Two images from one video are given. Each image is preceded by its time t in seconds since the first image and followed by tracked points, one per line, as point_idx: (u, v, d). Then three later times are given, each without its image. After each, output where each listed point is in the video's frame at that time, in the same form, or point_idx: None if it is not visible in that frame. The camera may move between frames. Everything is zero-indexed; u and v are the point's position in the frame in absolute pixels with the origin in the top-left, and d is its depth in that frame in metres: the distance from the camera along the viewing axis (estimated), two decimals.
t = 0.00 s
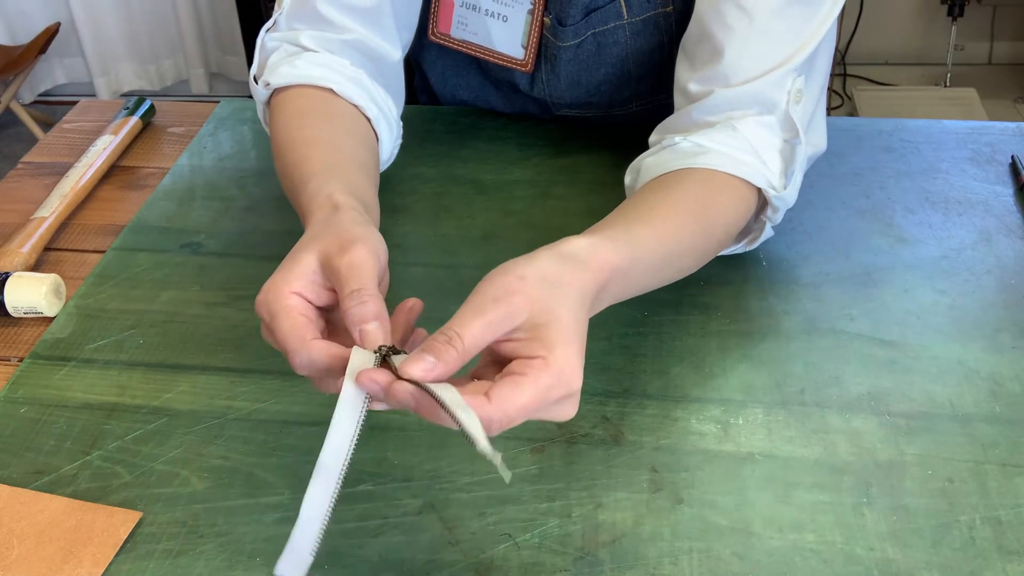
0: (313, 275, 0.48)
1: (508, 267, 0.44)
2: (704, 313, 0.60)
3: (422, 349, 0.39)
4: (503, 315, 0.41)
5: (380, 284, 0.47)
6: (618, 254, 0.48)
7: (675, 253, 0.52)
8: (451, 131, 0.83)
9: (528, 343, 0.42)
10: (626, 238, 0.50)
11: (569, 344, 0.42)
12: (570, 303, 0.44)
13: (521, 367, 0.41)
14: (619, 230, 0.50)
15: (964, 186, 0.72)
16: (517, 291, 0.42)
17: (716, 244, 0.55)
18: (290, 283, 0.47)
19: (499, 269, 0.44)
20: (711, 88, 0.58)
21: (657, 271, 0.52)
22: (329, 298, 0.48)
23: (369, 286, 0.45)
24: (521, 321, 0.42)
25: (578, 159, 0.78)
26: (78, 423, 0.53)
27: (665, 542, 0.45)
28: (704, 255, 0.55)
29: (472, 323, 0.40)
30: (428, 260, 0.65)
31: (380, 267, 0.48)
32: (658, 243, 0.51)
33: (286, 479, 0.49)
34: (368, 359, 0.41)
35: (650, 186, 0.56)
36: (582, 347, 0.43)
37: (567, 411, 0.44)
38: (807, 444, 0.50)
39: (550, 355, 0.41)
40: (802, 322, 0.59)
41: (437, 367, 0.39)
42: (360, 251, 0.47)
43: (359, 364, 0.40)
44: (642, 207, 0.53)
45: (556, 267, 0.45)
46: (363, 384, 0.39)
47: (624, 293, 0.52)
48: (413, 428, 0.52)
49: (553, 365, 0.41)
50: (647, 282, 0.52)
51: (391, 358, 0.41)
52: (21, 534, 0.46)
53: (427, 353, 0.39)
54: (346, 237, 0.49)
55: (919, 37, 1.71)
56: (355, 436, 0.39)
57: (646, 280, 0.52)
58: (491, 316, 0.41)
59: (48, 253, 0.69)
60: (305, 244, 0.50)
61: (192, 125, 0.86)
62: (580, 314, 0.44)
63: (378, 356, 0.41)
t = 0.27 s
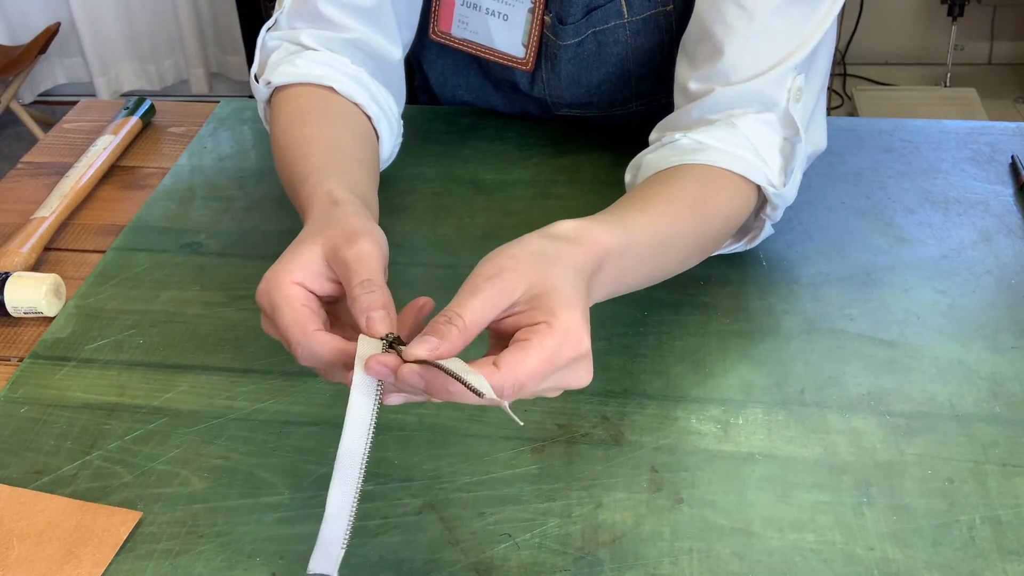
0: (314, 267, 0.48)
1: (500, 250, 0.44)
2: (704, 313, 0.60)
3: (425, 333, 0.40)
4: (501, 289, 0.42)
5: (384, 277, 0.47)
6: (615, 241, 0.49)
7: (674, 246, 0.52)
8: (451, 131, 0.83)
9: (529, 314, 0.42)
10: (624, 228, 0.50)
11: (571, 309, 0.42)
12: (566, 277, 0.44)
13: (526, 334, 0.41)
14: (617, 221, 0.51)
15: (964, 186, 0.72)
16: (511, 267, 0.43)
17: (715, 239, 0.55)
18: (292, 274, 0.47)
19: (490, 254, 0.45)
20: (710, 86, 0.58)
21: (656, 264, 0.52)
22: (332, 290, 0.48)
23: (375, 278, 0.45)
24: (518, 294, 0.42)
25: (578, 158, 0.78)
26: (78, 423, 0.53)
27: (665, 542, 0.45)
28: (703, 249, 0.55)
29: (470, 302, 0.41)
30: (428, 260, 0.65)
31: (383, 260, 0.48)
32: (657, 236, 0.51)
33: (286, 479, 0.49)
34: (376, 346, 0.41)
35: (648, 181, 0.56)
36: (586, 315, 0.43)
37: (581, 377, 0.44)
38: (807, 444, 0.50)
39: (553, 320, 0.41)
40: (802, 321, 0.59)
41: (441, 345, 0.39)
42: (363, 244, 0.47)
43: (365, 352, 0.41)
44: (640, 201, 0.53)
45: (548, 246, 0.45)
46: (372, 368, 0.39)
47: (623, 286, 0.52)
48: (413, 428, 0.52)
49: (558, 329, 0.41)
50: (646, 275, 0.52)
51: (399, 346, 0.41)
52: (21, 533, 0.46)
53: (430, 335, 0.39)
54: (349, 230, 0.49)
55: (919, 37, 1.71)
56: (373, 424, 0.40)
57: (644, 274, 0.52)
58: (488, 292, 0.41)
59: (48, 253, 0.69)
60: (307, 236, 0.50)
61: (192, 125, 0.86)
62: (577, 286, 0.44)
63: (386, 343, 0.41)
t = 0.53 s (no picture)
0: (318, 263, 0.48)
1: (497, 252, 0.44)
2: (704, 313, 0.60)
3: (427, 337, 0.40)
4: (499, 292, 0.42)
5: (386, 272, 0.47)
6: (613, 244, 0.49)
7: (671, 244, 0.52)
8: (451, 131, 0.83)
9: (529, 315, 0.42)
10: (622, 229, 0.50)
11: (571, 308, 0.42)
12: (564, 277, 0.44)
13: (528, 335, 0.41)
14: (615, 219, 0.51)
15: (964, 186, 0.72)
16: (508, 269, 0.43)
17: (712, 238, 0.55)
18: (296, 271, 0.47)
19: (487, 257, 0.45)
20: (707, 87, 0.58)
21: (654, 262, 0.52)
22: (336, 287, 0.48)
23: (375, 274, 0.45)
24: (518, 296, 0.42)
25: (578, 159, 0.78)
26: (78, 423, 0.53)
27: (665, 542, 0.45)
28: (700, 248, 0.55)
29: (470, 305, 0.41)
30: (428, 260, 0.65)
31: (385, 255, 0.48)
32: (654, 235, 0.51)
33: (286, 479, 0.49)
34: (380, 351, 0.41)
35: (647, 180, 0.57)
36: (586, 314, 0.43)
37: (583, 375, 0.44)
38: (807, 444, 0.50)
39: (554, 320, 0.41)
40: (802, 321, 0.59)
41: (443, 348, 0.39)
42: (365, 238, 0.47)
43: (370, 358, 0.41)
44: (639, 199, 0.54)
45: (545, 246, 0.45)
46: (376, 374, 0.39)
47: (622, 284, 0.52)
48: (413, 428, 0.52)
49: (560, 328, 0.41)
50: (643, 275, 0.52)
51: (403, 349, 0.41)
52: (21, 533, 0.46)
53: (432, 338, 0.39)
54: (351, 226, 0.49)
55: (920, 37, 1.71)
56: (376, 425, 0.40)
57: (642, 272, 0.52)
58: (486, 295, 0.41)
59: (48, 253, 0.69)
60: (310, 233, 0.50)
61: (192, 125, 0.86)
62: (575, 285, 0.44)
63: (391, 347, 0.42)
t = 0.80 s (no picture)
0: (320, 269, 0.48)
1: (494, 256, 0.44)
2: (704, 313, 0.60)
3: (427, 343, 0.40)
4: (498, 296, 0.41)
5: (391, 275, 0.46)
6: (610, 247, 0.49)
7: (668, 246, 0.52)
8: (451, 131, 0.83)
9: (529, 319, 0.42)
10: (620, 232, 0.50)
11: (570, 312, 0.42)
12: (562, 280, 0.44)
13: (528, 339, 0.41)
14: (613, 221, 0.51)
15: (964, 186, 0.72)
16: (506, 274, 0.43)
17: (708, 240, 0.55)
18: (297, 277, 0.47)
19: (484, 262, 0.45)
20: (706, 88, 0.58)
21: (650, 264, 0.52)
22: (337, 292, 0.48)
23: (382, 276, 0.45)
24: (516, 300, 0.42)
25: (578, 159, 0.78)
26: (78, 423, 0.53)
27: (665, 542, 0.45)
28: (696, 250, 0.55)
29: (469, 310, 0.41)
30: (428, 260, 0.65)
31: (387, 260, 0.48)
32: (651, 237, 0.51)
33: (286, 479, 0.49)
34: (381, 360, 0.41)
35: (645, 182, 0.57)
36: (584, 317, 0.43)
37: (583, 378, 0.44)
38: (807, 444, 0.50)
39: (554, 324, 0.41)
40: (802, 321, 0.59)
41: (444, 353, 0.39)
42: (368, 244, 0.47)
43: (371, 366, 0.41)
44: (636, 201, 0.54)
45: (543, 250, 0.45)
46: (377, 380, 0.39)
47: (619, 286, 0.52)
48: (413, 428, 0.52)
49: (560, 332, 0.41)
50: (640, 276, 0.52)
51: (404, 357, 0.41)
52: (21, 533, 0.46)
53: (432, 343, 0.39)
54: (352, 230, 0.49)
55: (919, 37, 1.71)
56: (378, 430, 0.40)
57: (639, 274, 0.52)
58: (485, 300, 0.41)
59: (48, 253, 0.69)
60: (311, 239, 0.50)
61: (192, 125, 0.86)
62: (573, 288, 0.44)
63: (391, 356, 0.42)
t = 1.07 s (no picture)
0: (322, 273, 0.47)
1: (492, 256, 0.44)
2: (704, 313, 0.60)
3: (428, 342, 0.40)
4: (497, 295, 0.42)
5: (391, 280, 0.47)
6: (608, 248, 0.49)
7: (666, 247, 0.52)
8: (451, 131, 0.83)
9: (528, 318, 0.42)
10: (618, 232, 0.50)
11: (570, 310, 0.42)
12: (560, 279, 0.44)
13: (528, 337, 0.41)
14: (613, 221, 0.51)
15: (964, 186, 0.72)
16: (504, 274, 0.43)
17: (707, 241, 0.55)
18: (299, 282, 0.47)
19: (482, 261, 0.45)
20: (705, 89, 0.58)
21: (649, 265, 0.52)
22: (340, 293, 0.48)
23: (383, 286, 0.45)
24: (515, 298, 0.42)
25: (578, 159, 0.78)
26: (78, 423, 0.53)
27: (665, 542, 0.45)
28: (695, 250, 0.55)
29: (468, 311, 0.41)
30: (428, 260, 0.65)
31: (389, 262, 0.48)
32: (650, 237, 0.51)
33: (286, 479, 0.49)
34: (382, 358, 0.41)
35: (644, 182, 0.57)
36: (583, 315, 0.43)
37: (583, 375, 0.44)
38: (807, 444, 0.50)
39: (553, 322, 0.41)
40: (802, 321, 0.59)
41: (444, 353, 0.39)
42: (369, 248, 0.47)
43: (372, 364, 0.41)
44: (636, 201, 0.54)
45: (540, 249, 0.45)
46: (378, 380, 0.39)
47: (618, 285, 0.52)
48: (413, 428, 0.52)
49: (560, 330, 0.41)
50: (639, 277, 0.52)
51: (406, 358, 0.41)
52: (21, 533, 0.46)
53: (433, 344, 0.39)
54: (351, 235, 0.49)
55: (919, 37, 1.71)
56: (377, 429, 0.40)
57: (638, 274, 0.52)
58: (484, 300, 0.41)
59: (48, 253, 0.69)
60: (313, 242, 0.49)
61: (192, 125, 0.86)
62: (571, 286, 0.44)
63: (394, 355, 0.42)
